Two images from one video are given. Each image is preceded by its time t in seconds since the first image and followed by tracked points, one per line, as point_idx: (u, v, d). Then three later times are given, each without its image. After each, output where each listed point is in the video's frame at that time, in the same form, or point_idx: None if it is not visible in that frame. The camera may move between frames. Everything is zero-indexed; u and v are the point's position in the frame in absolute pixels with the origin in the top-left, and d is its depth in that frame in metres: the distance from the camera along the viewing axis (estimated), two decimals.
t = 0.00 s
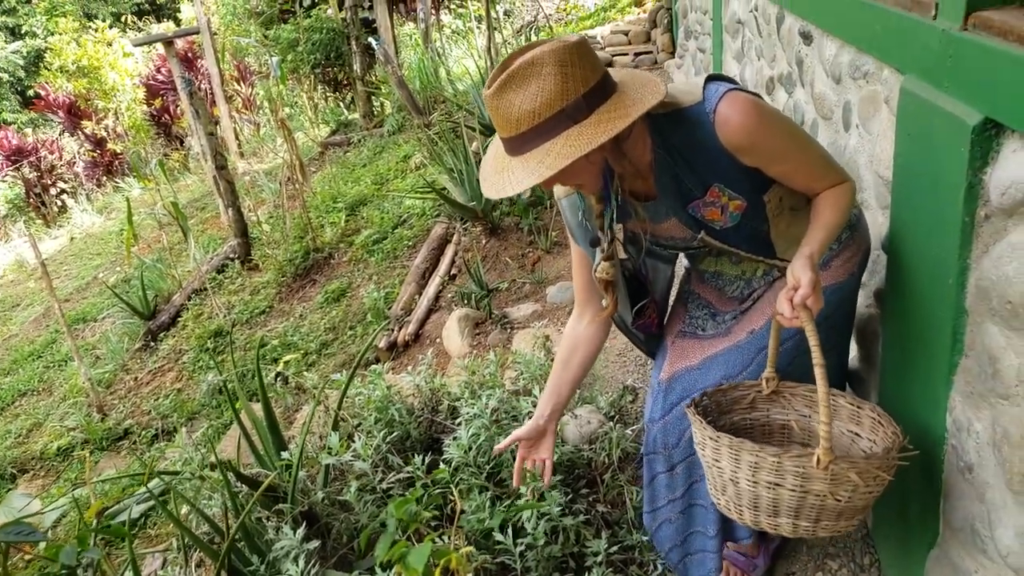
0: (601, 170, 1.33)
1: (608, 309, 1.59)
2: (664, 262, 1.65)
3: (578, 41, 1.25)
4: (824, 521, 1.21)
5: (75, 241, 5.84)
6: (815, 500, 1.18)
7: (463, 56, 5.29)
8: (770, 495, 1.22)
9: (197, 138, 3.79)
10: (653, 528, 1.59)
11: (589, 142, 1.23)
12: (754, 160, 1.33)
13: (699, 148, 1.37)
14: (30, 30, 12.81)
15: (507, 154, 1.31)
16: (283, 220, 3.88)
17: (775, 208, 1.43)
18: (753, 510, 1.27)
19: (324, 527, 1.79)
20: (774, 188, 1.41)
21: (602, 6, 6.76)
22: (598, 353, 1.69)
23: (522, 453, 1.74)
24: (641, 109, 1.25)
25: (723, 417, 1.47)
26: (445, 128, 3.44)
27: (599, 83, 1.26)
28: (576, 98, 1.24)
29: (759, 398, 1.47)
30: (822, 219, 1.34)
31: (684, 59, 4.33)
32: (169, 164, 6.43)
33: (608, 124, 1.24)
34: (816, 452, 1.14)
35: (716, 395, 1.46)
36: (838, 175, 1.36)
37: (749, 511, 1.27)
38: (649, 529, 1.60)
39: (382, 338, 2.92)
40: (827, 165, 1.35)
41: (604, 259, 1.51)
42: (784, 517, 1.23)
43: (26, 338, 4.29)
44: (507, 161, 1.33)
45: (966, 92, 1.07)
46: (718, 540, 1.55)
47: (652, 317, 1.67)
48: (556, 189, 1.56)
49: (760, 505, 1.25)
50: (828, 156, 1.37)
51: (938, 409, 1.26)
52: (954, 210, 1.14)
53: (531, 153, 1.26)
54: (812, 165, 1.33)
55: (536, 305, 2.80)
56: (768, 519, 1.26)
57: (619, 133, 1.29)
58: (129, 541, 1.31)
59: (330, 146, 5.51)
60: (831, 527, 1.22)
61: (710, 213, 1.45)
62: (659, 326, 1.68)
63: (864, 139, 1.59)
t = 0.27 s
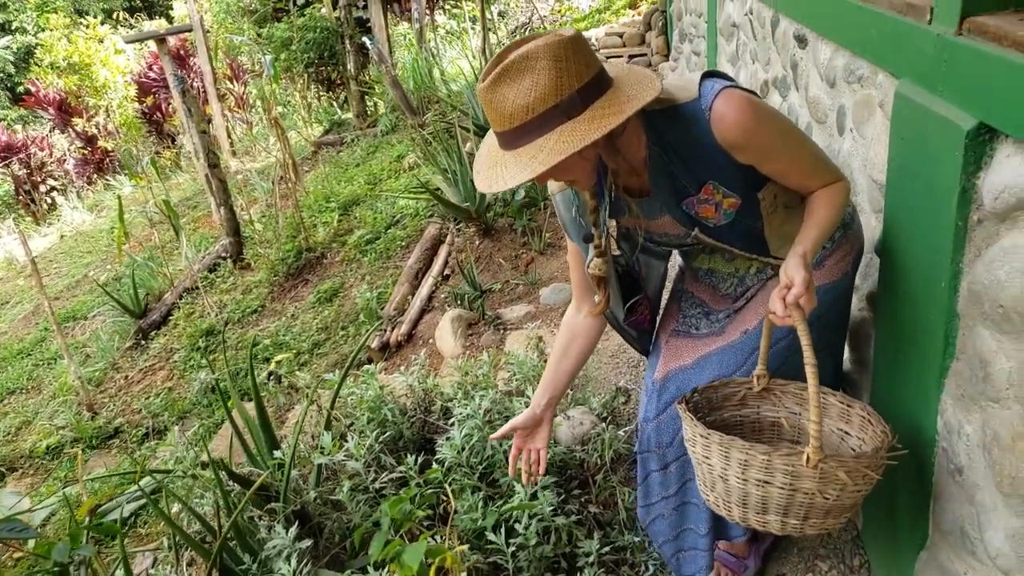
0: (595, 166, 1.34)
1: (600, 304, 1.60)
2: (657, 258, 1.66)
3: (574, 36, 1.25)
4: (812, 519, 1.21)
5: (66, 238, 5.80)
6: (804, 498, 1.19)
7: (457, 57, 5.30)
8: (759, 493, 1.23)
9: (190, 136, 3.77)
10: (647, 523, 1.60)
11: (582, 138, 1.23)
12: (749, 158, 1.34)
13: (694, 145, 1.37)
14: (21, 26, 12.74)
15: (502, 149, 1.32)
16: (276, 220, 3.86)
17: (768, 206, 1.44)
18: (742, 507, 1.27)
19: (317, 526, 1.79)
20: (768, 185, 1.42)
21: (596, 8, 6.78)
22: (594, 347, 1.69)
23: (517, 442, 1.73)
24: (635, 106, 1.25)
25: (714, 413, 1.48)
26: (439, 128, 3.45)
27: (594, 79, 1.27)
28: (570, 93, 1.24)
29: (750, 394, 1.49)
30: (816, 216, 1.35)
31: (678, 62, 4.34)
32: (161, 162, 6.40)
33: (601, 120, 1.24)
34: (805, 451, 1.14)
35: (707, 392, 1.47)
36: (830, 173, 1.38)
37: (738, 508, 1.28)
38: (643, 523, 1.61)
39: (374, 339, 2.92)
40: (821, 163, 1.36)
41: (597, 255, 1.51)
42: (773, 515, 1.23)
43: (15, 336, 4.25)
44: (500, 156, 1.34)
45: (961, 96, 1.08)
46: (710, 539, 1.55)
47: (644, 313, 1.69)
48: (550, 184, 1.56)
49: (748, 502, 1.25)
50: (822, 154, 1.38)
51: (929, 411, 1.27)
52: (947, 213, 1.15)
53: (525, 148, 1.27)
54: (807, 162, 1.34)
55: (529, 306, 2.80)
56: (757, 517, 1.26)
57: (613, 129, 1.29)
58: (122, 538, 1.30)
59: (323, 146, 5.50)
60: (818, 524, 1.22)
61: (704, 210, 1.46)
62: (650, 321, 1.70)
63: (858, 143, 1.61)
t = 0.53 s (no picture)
0: (589, 169, 1.37)
1: (596, 302, 1.61)
2: (656, 261, 1.66)
3: (577, 38, 1.26)
4: (808, 524, 1.23)
5: (63, 235, 5.79)
6: (801, 502, 1.20)
7: (456, 59, 5.31)
8: (756, 496, 1.24)
9: (189, 134, 3.78)
10: (644, 528, 1.61)
11: (572, 140, 1.24)
12: (751, 162, 1.35)
13: (696, 148, 1.38)
14: (20, 23, 12.75)
15: (500, 144, 1.34)
16: (274, 219, 3.87)
17: (769, 209, 1.45)
18: (739, 510, 1.29)
19: (313, 524, 1.79)
20: (769, 188, 1.43)
21: (595, 13, 6.82)
22: (595, 341, 1.74)
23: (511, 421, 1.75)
24: (628, 113, 1.26)
25: (711, 417, 1.51)
26: (438, 130, 3.46)
27: (594, 82, 1.27)
28: (566, 96, 1.25)
29: (747, 399, 1.51)
30: (816, 220, 1.36)
31: (676, 67, 4.37)
32: (159, 160, 6.39)
33: (594, 125, 1.25)
34: (804, 455, 1.16)
35: (705, 395, 1.50)
36: (832, 178, 1.38)
37: (735, 512, 1.29)
38: (639, 527, 1.61)
39: (371, 338, 2.92)
40: (822, 168, 1.36)
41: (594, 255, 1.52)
42: (770, 519, 1.25)
43: (11, 331, 4.24)
44: (498, 151, 1.35)
45: (958, 103, 1.10)
46: (706, 540, 1.56)
47: (642, 315, 1.69)
48: (550, 185, 1.59)
49: (746, 506, 1.26)
50: (824, 158, 1.39)
51: (926, 416, 1.28)
52: (945, 219, 1.17)
53: (519, 146, 1.28)
54: (808, 167, 1.35)
55: (525, 308, 2.81)
56: (754, 520, 1.27)
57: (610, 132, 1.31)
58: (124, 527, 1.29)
59: (321, 146, 5.51)
60: (815, 529, 1.23)
61: (705, 213, 1.47)
62: (648, 324, 1.70)
63: (855, 149, 1.63)
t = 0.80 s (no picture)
0: (597, 176, 1.39)
1: (606, 309, 1.61)
2: (664, 268, 1.67)
3: (589, 46, 1.28)
4: (814, 532, 1.24)
5: (67, 230, 5.81)
6: (806, 510, 1.21)
7: (461, 60, 5.34)
8: (762, 504, 1.25)
9: (194, 130, 3.79)
10: (646, 533, 1.62)
11: (580, 147, 1.26)
12: (759, 171, 1.36)
13: (705, 157, 1.39)
14: (28, 19, 12.86)
15: (509, 148, 1.35)
16: (278, 216, 3.88)
17: (778, 217, 1.46)
18: (744, 518, 1.30)
19: (315, 518, 1.81)
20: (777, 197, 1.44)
21: (600, 17, 6.85)
22: (600, 346, 1.75)
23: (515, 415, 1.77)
24: (636, 123, 1.27)
25: (717, 424, 1.50)
26: (443, 130, 3.48)
27: (604, 90, 1.29)
28: (576, 103, 1.26)
29: (754, 408, 1.51)
30: (824, 229, 1.38)
31: (681, 71, 4.39)
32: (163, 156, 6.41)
33: (603, 133, 1.26)
34: (809, 463, 1.16)
35: (711, 403, 1.50)
36: (840, 186, 1.39)
37: (740, 518, 1.30)
38: (642, 532, 1.63)
39: (374, 336, 2.93)
40: (830, 177, 1.37)
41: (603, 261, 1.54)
42: (775, 526, 1.26)
43: (14, 324, 4.26)
44: (506, 155, 1.36)
45: (969, 109, 1.12)
46: (708, 549, 1.59)
47: (650, 322, 1.68)
48: (560, 190, 1.59)
49: (751, 513, 1.27)
50: (832, 166, 1.40)
51: (930, 422, 1.30)
52: (953, 224, 1.18)
53: (528, 150, 1.30)
54: (816, 175, 1.36)
55: (528, 309, 2.83)
56: (759, 527, 1.29)
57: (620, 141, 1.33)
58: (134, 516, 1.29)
59: (325, 145, 5.53)
60: (820, 536, 1.25)
61: (713, 221, 1.49)
62: (656, 332, 1.70)
63: (863, 154, 1.64)
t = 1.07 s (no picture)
0: (608, 189, 1.38)
1: (611, 318, 1.61)
2: (673, 279, 1.67)
3: (602, 61, 1.28)
4: (822, 541, 1.23)
5: (76, 225, 5.82)
6: (814, 519, 1.21)
7: (471, 62, 5.35)
8: (770, 512, 1.24)
9: (205, 128, 3.80)
10: (653, 542, 1.61)
11: (593, 161, 1.25)
12: (769, 183, 1.37)
13: (715, 169, 1.39)
14: (41, 16, 12.99)
15: (522, 162, 1.35)
16: (287, 215, 3.89)
17: (787, 229, 1.46)
18: (752, 525, 1.29)
19: (322, 514, 1.80)
20: (786, 209, 1.45)
21: (611, 22, 6.87)
22: (599, 365, 1.75)
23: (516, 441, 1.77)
24: (648, 137, 1.27)
25: (726, 433, 1.50)
26: (452, 132, 3.48)
27: (616, 105, 1.29)
28: (588, 118, 1.26)
29: (762, 417, 1.51)
30: (834, 240, 1.38)
31: (691, 77, 4.39)
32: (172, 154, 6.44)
33: (615, 147, 1.26)
34: (819, 471, 1.16)
35: (721, 411, 1.49)
36: (849, 199, 1.40)
37: (748, 526, 1.30)
38: (648, 540, 1.61)
39: (380, 336, 2.93)
40: (839, 189, 1.38)
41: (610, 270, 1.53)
42: (784, 534, 1.25)
43: (22, 318, 4.26)
44: (519, 167, 1.36)
45: (979, 117, 1.11)
46: (716, 559, 1.56)
47: (657, 333, 1.68)
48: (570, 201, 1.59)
49: (760, 521, 1.27)
50: (840, 179, 1.40)
51: (936, 429, 1.29)
52: (961, 232, 1.17)
53: (541, 164, 1.30)
54: (826, 187, 1.36)
55: (535, 311, 2.82)
56: (767, 535, 1.28)
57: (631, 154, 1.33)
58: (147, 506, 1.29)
59: (335, 145, 5.54)
60: (828, 546, 1.24)
61: (723, 232, 1.48)
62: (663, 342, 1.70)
63: (872, 162, 1.64)
